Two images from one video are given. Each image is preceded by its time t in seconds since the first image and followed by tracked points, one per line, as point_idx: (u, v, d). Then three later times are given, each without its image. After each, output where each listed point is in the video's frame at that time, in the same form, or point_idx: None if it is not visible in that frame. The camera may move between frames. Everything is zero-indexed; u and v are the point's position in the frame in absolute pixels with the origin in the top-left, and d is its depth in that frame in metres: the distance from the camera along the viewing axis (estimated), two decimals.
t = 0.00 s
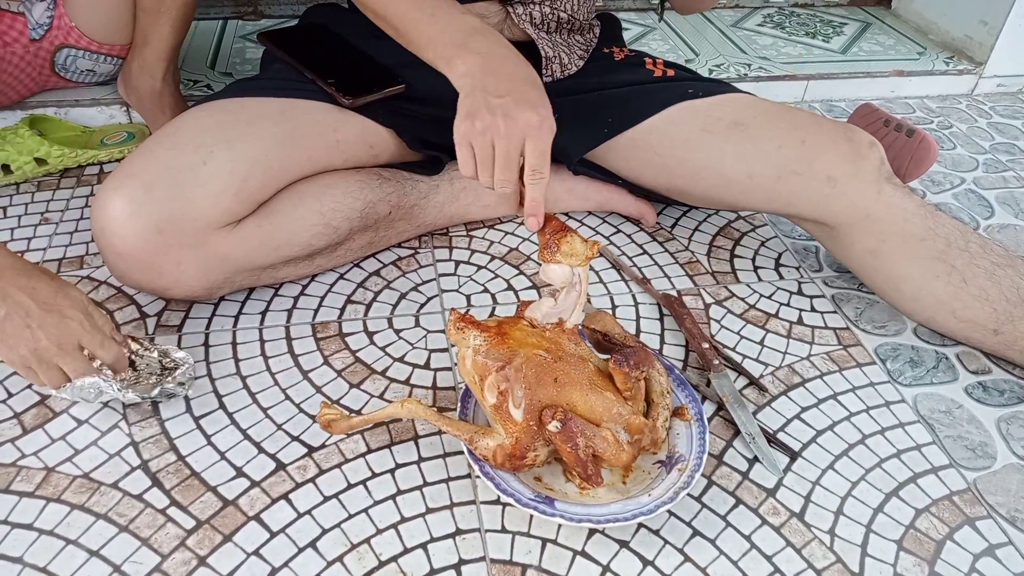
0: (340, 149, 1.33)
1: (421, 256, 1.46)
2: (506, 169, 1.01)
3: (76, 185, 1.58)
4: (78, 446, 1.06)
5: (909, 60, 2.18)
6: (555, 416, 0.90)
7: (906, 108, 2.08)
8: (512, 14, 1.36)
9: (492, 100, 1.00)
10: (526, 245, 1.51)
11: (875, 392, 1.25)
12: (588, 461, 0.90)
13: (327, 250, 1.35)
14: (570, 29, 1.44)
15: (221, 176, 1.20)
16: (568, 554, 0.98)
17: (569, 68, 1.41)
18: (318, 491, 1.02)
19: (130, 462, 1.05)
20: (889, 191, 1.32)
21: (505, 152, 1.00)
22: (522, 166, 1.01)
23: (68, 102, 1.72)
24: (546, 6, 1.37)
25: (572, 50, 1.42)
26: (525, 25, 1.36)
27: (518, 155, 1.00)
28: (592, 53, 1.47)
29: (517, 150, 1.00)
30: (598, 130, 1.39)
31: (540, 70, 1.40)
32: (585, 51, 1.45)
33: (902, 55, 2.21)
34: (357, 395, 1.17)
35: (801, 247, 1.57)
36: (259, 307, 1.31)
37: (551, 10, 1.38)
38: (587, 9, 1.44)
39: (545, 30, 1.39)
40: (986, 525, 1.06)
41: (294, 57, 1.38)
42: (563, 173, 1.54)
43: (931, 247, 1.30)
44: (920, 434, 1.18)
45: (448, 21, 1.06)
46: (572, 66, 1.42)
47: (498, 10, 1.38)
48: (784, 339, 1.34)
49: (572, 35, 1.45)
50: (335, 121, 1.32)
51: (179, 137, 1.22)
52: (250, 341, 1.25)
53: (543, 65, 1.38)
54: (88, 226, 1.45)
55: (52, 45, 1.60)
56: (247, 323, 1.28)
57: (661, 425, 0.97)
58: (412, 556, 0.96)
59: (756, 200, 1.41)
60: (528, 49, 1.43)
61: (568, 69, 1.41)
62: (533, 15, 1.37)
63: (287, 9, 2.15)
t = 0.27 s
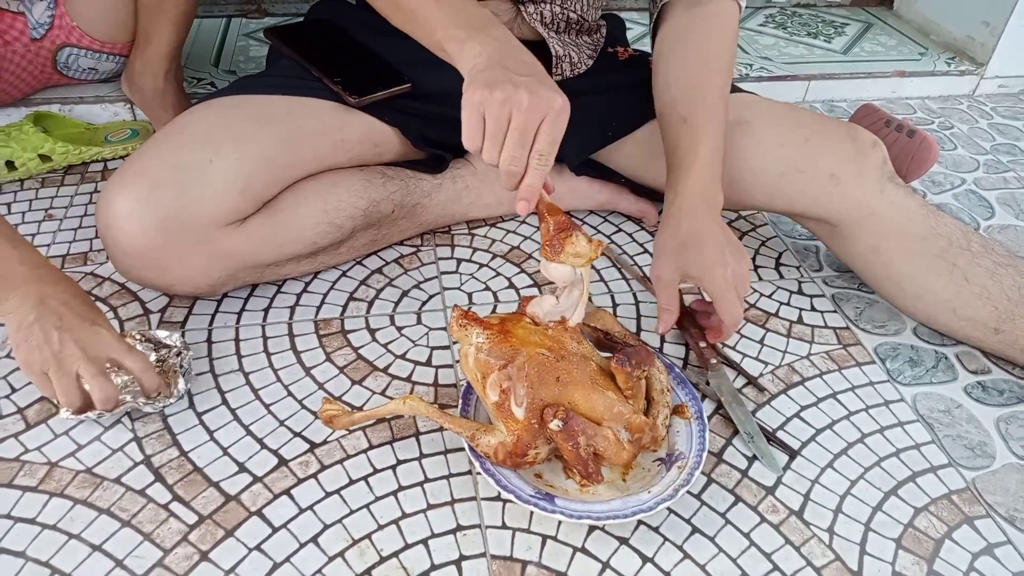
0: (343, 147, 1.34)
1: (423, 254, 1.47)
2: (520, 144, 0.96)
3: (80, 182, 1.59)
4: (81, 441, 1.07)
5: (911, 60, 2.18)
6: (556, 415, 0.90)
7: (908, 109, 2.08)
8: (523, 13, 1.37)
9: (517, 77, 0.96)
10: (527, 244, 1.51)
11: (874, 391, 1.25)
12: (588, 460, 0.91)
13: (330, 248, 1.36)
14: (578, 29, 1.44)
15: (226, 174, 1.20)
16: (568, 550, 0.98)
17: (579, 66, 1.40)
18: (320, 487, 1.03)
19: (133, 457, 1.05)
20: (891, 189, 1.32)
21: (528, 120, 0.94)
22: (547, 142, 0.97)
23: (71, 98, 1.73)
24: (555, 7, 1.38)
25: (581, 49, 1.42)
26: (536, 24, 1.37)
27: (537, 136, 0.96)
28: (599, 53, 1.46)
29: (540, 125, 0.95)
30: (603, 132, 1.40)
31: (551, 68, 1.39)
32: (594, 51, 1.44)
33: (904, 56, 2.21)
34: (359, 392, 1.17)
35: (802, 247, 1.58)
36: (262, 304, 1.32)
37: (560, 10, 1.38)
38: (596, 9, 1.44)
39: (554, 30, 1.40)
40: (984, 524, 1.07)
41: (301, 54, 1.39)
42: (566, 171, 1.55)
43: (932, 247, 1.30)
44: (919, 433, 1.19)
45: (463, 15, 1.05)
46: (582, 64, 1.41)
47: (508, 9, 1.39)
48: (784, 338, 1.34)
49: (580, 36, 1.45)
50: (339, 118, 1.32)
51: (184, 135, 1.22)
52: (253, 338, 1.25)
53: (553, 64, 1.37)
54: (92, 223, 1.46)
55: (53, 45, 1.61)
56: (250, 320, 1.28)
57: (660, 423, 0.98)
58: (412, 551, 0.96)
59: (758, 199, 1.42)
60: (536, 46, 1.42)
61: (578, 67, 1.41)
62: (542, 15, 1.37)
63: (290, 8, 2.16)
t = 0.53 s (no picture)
0: (344, 145, 1.33)
1: (424, 252, 1.46)
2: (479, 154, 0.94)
3: (80, 179, 1.59)
4: (81, 440, 1.07)
5: (914, 59, 2.18)
6: (560, 412, 0.90)
7: (911, 108, 2.07)
8: (526, 11, 1.35)
9: (471, 89, 0.93)
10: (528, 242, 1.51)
11: (877, 391, 1.24)
12: (595, 454, 0.90)
13: (331, 246, 1.36)
14: (581, 27, 1.43)
15: (226, 172, 1.20)
16: (569, 551, 0.98)
17: (582, 65, 1.40)
18: (320, 486, 1.02)
19: (132, 456, 1.05)
20: (896, 187, 1.31)
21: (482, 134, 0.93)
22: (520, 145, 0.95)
23: (71, 96, 1.73)
24: (558, 5, 1.36)
25: (584, 48, 1.41)
26: (538, 22, 1.36)
27: (492, 146, 0.93)
28: (603, 50, 1.46)
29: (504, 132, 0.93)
30: (604, 122, 1.39)
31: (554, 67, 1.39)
32: (597, 49, 1.44)
33: (907, 54, 2.20)
34: (359, 391, 1.17)
35: (804, 246, 1.57)
36: (262, 302, 1.31)
37: (563, 8, 1.37)
38: (598, 7, 1.43)
39: (556, 28, 1.39)
40: (988, 525, 1.06)
41: (301, 50, 1.38)
42: (568, 169, 1.54)
43: (936, 245, 1.30)
44: (922, 434, 1.18)
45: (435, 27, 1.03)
46: (585, 62, 1.40)
47: (509, 6, 1.36)
48: (787, 338, 1.33)
49: (583, 33, 1.44)
50: (340, 116, 1.31)
51: (184, 132, 1.22)
52: (253, 336, 1.25)
53: (556, 62, 1.37)
54: (92, 220, 1.45)
55: (51, 42, 1.60)
56: (250, 318, 1.28)
57: (660, 412, 0.98)
58: (413, 552, 0.96)
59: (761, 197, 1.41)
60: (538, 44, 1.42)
61: (581, 65, 1.40)
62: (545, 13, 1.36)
63: (290, 5, 2.15)
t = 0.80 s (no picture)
0: (342, 143, 1.33)
1: (423, 251, 1.46)
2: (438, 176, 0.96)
3: (78, 178, 1.58)
4: (79, 439, 1.06)
5: (914, 56, 2.17)
6: (559, 409, 0.90)
7: (910, 105, 2.07)
8: (522, 10, 1.35)
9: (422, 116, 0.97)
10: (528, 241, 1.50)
11: (877, 389, 1.24)
12: (594, 451, 0.90)
13: (330, 245, 1.36)
14: (579, 25, 1.43)
15: (225, 170, 1.19)
16: (569, 549, 0.97)
17: (579, 63, 1.40)
18: (319, 485, 1.02)
19: (131, 456, 1.04)
20: (893, 186, 1.31)
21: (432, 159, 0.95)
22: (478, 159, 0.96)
23: (70, 95, 1.72)
24: (555, 2, 1.36)
25: (582, 45, 1.41)
26: (535, 20, 1.36)
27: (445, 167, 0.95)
28: (601, 48, 1.46)
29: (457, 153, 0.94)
30: (603, 122, 1.39)
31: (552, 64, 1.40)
32: (595, 46, 1.44)
33: (906, 52, 2.20)
34: (358, 389, 1.16)
35: (804, 244, 1.57)
36: (261, 301, 1.31)
37: (560, 6, 1.37)
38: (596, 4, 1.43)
39: (553, 26, 1.39)
40: (988, 522, 1.06)
41: (300, 50, 1.37)
42: (566, 168, 1.54)
43: (934, 243, 1.30)
44: (922, 431, 1.18)
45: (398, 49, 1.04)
46: (583, 60, 1.41)
47: (506, 6, 1.35)
48: (786, 336, 1.33)
49: (581, 32, 1.44)
50: (338, 114, 1.31)
51: (181, 130, 1.21)
52: (252, 335, 1.25)
53: (554, 61, 1.38)
54: (90, 219, 1.45)
55: (47, 39, 1.59)
56: (249, 317, 1.28)
57: (659, 408, 0.98)
58: (412, 550, 0.96)
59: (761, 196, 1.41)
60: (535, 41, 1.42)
61: (579, 63, 1.40)
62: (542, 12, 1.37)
63: (289, 4, 2.15)
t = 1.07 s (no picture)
0: (342, 145, 1.33)
1: (424, 252, 1.46)
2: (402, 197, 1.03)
3: (79, 181, 1.58)
4: (81, 442, 1.06)
5: (914, 55, 2.17)
6: (565, 410, 0.90)
7: (911, 104, 2.07)
8: (514, 14, 1.37)
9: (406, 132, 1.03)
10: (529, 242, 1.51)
11: (879, 388, 1.24)
12: (602, 447, 0.91)
13: (331, 246, 1.36)
14: (572, 25, 1.44)
15: (225, 172, 1.19)
16: (571, 550, 0.97)
17: (576, 62, 1.41)
18: (321, 487, 1.02)
19: (134, 458, 1.05)
20: (892, 187, 1.31)
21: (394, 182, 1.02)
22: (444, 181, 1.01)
23: (71, 97, 1.73)
24: (547, 5, 1.38)
25: (577, 45, 1.42)
26: (527, 24, 1.38)
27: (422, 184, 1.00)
28: (596, 47, 1.47)
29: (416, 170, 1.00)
30: (602, 128, 1.37)
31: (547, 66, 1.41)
32: (590, 45, 1.45)
33: (907, 51, 2.20)
34: (360, 391, 1.16)
35: (805, 243, 1.57)
36: (262, 303, 1.31)
37: (552, 8, 1.39)
38: (589, 4, 1.44)
39: (547, 28, 1.41)
40: (991, 522, 1.06)
41: (297, 53, 1.36)
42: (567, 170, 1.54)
43: (934, 244, 1.30)
44: (925, 431, 1.18)
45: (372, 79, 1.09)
46: (579, 59, 1.41)
47: (499, 11, 1.37)
48: (787, 335, 1.33)
49: (575, 32, 1.45)
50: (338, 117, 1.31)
51: (182, 134, 1.21)
52: (254, 337, 1.25)
53: (549, 62, 1.39)
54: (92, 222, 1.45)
55: (47, 41, 1.59)
56: (251, 319, 1.28)
57: (656, 397, 0.99)
58: (415, 552, 0.96)
59: (761, 198, 1.40)
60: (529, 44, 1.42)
61: (575, 63, 1.41)
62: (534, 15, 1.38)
63: (288, 5, 2.15)
